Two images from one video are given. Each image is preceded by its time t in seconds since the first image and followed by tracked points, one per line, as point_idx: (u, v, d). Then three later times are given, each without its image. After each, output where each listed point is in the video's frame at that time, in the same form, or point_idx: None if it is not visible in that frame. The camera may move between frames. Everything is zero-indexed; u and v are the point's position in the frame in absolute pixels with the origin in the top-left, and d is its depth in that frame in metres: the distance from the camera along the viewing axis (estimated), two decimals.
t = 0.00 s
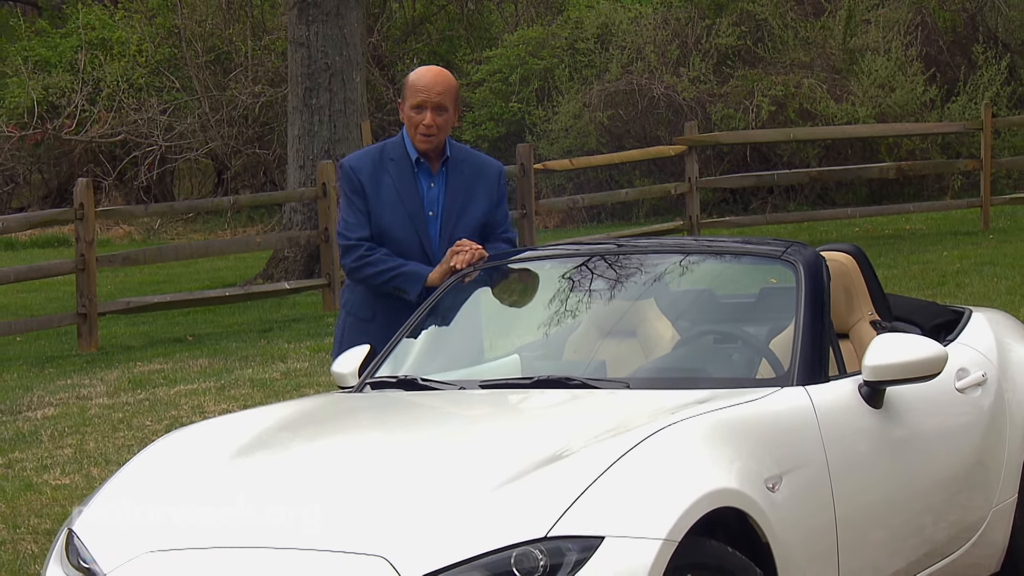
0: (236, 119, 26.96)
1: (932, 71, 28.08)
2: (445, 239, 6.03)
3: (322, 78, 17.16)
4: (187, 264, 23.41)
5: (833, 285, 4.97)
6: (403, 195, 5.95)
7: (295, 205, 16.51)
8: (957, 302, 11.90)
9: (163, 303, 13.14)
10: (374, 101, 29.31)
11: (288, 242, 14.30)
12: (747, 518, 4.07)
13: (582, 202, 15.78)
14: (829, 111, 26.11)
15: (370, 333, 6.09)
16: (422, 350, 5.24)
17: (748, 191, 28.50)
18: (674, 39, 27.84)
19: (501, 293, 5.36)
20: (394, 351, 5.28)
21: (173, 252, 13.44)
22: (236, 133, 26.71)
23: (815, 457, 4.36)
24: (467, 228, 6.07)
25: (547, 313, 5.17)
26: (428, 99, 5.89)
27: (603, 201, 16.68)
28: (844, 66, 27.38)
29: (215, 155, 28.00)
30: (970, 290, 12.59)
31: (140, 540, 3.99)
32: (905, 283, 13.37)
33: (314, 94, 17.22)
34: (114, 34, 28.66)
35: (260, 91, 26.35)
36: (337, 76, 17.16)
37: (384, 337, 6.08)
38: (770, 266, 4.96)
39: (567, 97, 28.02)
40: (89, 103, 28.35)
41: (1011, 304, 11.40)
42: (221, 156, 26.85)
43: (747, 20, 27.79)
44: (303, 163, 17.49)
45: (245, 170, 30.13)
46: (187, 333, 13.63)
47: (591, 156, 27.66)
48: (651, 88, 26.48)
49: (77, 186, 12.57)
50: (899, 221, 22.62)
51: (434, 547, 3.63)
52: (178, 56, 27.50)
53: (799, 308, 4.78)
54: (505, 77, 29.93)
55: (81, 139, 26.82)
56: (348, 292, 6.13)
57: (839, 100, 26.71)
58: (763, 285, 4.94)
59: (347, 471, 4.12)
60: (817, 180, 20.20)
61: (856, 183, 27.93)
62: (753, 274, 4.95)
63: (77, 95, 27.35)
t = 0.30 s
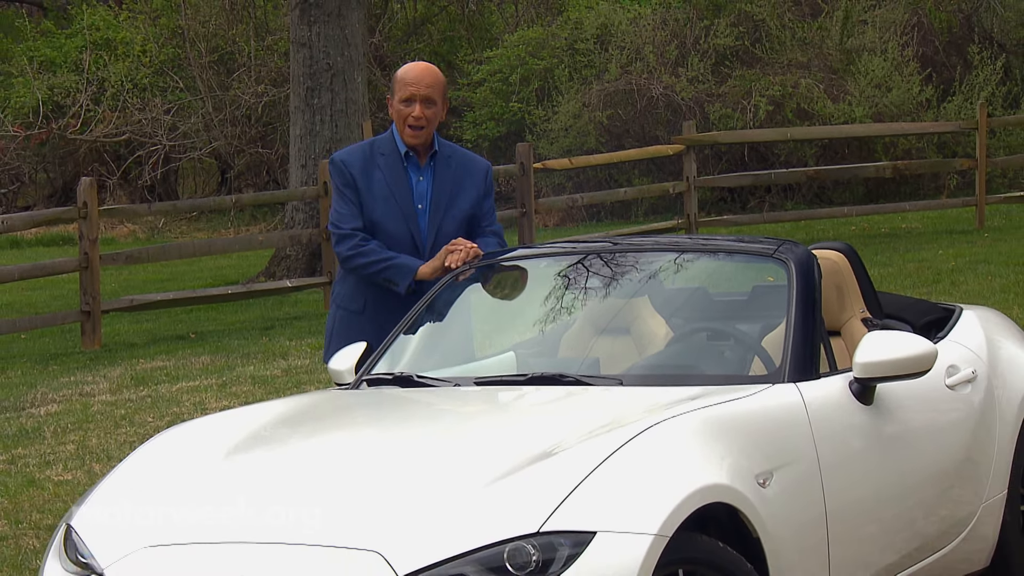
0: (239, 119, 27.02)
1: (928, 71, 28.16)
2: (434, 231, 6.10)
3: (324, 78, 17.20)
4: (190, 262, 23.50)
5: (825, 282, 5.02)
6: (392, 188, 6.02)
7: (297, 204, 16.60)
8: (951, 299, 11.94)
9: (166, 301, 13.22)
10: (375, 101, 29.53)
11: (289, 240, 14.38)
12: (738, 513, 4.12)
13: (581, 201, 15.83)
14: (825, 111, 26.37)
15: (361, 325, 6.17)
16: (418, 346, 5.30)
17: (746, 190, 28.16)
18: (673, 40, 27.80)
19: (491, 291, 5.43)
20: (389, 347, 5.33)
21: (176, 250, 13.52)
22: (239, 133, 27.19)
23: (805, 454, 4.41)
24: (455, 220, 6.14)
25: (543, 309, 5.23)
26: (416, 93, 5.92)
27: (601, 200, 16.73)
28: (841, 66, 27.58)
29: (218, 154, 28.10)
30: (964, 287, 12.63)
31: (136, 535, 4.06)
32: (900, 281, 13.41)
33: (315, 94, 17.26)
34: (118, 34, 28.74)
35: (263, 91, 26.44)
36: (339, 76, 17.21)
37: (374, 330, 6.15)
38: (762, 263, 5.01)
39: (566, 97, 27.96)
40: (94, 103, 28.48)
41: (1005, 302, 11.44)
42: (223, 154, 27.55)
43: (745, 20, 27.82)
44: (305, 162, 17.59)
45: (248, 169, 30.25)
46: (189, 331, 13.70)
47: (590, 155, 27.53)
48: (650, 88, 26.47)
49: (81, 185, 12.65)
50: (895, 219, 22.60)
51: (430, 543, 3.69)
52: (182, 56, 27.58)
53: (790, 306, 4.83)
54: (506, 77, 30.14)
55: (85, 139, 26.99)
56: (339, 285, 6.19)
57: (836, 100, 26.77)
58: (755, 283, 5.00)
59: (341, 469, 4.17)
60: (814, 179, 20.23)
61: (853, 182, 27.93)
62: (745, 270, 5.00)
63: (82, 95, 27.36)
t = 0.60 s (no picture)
0: (242, 120, 27.14)
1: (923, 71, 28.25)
2: (419, 225, 6.16)
3: (325, 78, 17.10)
4: (193, 261, 23.64)
5: (816, 281, 5.07)
6: (376, 183, 6.09)
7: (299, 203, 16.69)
8: (944, 298, 11.96)
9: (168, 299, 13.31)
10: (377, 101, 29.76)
11: (292, 239, 14.45)
12: (728, 509, 4.17)
13: (580, 201, 15.88)
14: (822, 113, 26.29)
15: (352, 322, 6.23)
16: (413, 345, 5.36)
17: (744, 190, 28.60)
18: (672, 40, 27.88)
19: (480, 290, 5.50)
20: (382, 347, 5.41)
21: (178, 249, 13.60)
22: (242, 133, 27.17)
23: (795, 451, 4.46)
24: (440, 213, 6.20)
25: (538, 307, 5.28)
26: (397, 88, 6.01)
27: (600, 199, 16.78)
28: (838, 67, 27.48)
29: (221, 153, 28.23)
30: (959, 286, 12.66)
31: (132, 530, 4.12)
32: (895, 279, 13.45)
33: (317, 94, 17.18)
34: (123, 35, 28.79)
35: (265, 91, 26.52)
36: (340, 76, 17.10)
37: (365, 325, 6.21)
38: (752, 261, 5.06)
39: (566, 98, 28.00)
40: (99, 104, 28.64)
41: (999, 300, 11.47)
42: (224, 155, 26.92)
43: (743, 22, 28.06)
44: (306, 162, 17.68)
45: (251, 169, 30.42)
46: (192, 329, 13.79)
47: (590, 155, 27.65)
48: (649, 89, 26.55)
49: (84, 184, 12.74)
50: (891, 219, 22.58)
51: (424, 540, 3.74)
52: (185, 57, 27.63)
53: (781, 304, 4.88)
54: (506, 78, 30.42)
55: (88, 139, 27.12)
56: (327, 283, 6.26)
57: (833, 101, 26.66)
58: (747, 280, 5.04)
59: (337, 465, 4.23)
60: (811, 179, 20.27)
61: (849, 181, 27.90)
62: (736, 269, 5.06)
63: (87, 96, 27.79)
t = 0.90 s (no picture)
0: (248, 121, 27.30)
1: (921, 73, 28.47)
2: (404, 224, 6.31)
3: (330, 80, 16.55)
4: (199, 260, 23.74)
5: (810, 280, 5.11)
6: (361, 184, 6.22)
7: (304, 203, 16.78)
8: (941, 297, 12.00)
9: (174, 298, 13.39)
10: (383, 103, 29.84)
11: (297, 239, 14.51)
12: (721, 506, 4.21)
13: (581, 201, 15.94)
14: (821, 113, 26.58)
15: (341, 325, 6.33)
16: (410, 344, 5.42)
17: (745, 190, 28.53)
18: (672, 42, 28.16)
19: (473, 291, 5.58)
20: (381, 351, 5.44)
21: (183, 249, 13.67)
22: (248, 134, 27.37)
23: (788, 449, 4.50)
24: (425, 212, 6.37)
25: (536, 306, 5.34)
26: (382, 86, 6.20)
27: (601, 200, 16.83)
28: (838, 68, 27.75)
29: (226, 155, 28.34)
30: (956, 286, 12.69)
31: (132, 525, 4.17)
32: (893, 279, 13.48)
33: (321, 96, 16.67)
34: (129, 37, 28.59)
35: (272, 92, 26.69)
36: (345, 78, 16.54)
37: (354, 327, 6.29)
38: (746, 261, 5.11)
39: (568, 99, 28.05)
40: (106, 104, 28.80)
41: (995, 300, 11.49)
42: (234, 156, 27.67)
43: (744, 24, 28.56)
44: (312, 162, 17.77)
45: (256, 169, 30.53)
46: (197, 328, 13.86)
47: (592, 155, 27.60)
48: (651, 90, 26.66)
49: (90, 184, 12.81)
50: (890, 220, 22.59)
51: (420, 537, 3.78)
52: (192, 58, 27.71)
53: (775, 302, 4.93)
54: (508, 80, 30.09)
55: (96, 140, 27.31)
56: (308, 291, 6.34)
57: (833, 102, 26.91)
58: (742, 280, 5.09)
59: (334, 462, 4.28)
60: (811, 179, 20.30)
61: (848, 182, 27.96)
62: (732, 270, 5.11)
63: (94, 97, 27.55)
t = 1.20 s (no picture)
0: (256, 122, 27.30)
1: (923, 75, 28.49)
2: (397, 224, 6.43)
3: (337, 81, 16.35)
4: (208, 260, 23.90)
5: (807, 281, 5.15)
6: (352, 185, 6.35)
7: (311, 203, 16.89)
8: (941, 297, 12.02)
9: (182, 297, 13.49)
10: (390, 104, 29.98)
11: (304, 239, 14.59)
12: (717, 504, 4.25)
13: (585, 202, 16.00)
14: (824, 115, 26.53)
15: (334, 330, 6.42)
16: (412, 343, 5.48)
17: (748, 191, 28.61)
18: (677, 44, 28.27)
19: (471, 294, 5.62)
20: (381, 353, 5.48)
21: (192, 249, 13.77)
22: (256, 135, 26.91)
23: (785, 447, 4.54)
24: (417, 212, 6.49)
25: (537, 304, 5.39)
26: (372, 87, 6.32)
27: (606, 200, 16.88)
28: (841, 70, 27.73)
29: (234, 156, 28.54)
30: (958, 286, 12.69)
31: (134, 523, 4.23)
32: (894, 279, 13.49)
33: (329, 98, 16.53)
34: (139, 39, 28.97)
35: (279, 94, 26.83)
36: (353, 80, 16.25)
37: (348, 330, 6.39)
38: (745, 262, 5.15)
39: (573, 100, 28.21)
40: (117, 107, 28.92)
41: (996, 299, 11.50)
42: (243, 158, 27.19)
43: (748, 27, 28.44)
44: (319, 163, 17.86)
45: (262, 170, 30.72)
46: (205, 327, 13.96)
47: (597, 156, 27.79)
48: (655, 92, 26.81)
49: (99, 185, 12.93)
50: (892, 220, 22.59)
51: (418, 533, 3.83)
52: (201, 61, 27.79)
53: (773, 302, 4.97)
54: (514, 81, 30.28)
55: (107, 142, 27.55)
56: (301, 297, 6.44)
57: (836, 104, 26.95)
58: (740, 281, 5.13)
59: (334, 461, 4.33)
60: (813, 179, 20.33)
61: (851, 182, 27.91)
62: (731, 270, 5.15)
63: (105, 99, 27.98)
